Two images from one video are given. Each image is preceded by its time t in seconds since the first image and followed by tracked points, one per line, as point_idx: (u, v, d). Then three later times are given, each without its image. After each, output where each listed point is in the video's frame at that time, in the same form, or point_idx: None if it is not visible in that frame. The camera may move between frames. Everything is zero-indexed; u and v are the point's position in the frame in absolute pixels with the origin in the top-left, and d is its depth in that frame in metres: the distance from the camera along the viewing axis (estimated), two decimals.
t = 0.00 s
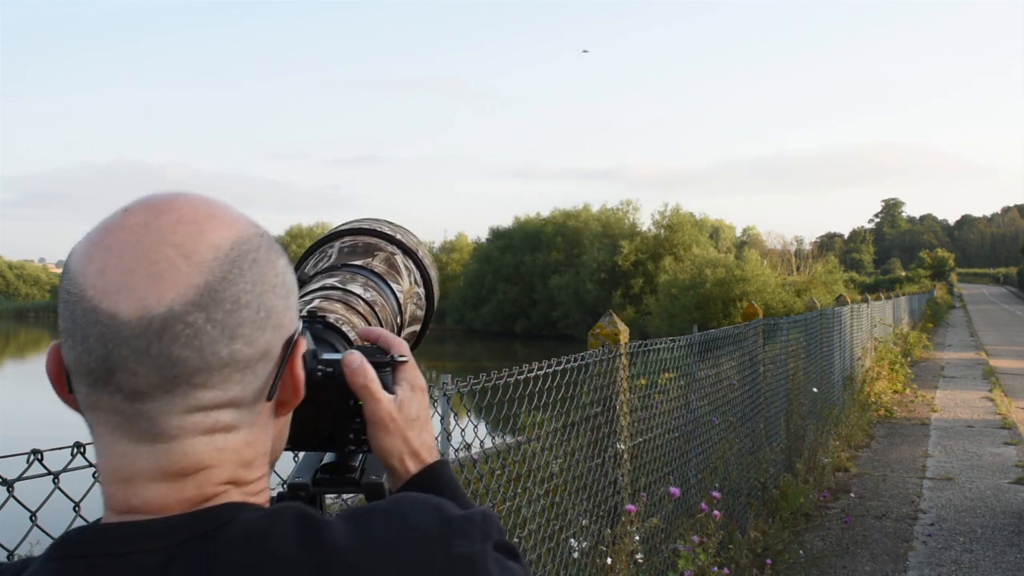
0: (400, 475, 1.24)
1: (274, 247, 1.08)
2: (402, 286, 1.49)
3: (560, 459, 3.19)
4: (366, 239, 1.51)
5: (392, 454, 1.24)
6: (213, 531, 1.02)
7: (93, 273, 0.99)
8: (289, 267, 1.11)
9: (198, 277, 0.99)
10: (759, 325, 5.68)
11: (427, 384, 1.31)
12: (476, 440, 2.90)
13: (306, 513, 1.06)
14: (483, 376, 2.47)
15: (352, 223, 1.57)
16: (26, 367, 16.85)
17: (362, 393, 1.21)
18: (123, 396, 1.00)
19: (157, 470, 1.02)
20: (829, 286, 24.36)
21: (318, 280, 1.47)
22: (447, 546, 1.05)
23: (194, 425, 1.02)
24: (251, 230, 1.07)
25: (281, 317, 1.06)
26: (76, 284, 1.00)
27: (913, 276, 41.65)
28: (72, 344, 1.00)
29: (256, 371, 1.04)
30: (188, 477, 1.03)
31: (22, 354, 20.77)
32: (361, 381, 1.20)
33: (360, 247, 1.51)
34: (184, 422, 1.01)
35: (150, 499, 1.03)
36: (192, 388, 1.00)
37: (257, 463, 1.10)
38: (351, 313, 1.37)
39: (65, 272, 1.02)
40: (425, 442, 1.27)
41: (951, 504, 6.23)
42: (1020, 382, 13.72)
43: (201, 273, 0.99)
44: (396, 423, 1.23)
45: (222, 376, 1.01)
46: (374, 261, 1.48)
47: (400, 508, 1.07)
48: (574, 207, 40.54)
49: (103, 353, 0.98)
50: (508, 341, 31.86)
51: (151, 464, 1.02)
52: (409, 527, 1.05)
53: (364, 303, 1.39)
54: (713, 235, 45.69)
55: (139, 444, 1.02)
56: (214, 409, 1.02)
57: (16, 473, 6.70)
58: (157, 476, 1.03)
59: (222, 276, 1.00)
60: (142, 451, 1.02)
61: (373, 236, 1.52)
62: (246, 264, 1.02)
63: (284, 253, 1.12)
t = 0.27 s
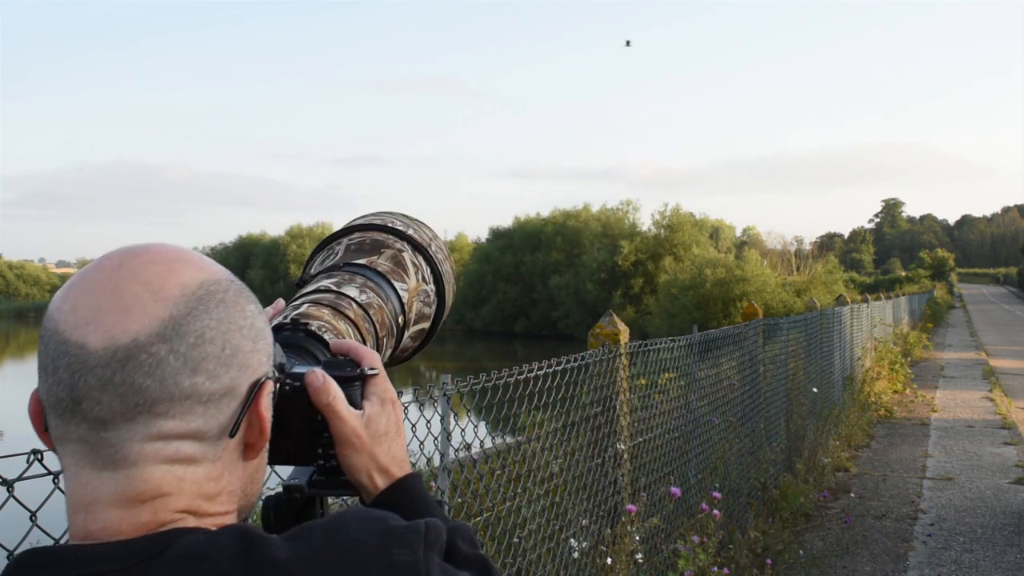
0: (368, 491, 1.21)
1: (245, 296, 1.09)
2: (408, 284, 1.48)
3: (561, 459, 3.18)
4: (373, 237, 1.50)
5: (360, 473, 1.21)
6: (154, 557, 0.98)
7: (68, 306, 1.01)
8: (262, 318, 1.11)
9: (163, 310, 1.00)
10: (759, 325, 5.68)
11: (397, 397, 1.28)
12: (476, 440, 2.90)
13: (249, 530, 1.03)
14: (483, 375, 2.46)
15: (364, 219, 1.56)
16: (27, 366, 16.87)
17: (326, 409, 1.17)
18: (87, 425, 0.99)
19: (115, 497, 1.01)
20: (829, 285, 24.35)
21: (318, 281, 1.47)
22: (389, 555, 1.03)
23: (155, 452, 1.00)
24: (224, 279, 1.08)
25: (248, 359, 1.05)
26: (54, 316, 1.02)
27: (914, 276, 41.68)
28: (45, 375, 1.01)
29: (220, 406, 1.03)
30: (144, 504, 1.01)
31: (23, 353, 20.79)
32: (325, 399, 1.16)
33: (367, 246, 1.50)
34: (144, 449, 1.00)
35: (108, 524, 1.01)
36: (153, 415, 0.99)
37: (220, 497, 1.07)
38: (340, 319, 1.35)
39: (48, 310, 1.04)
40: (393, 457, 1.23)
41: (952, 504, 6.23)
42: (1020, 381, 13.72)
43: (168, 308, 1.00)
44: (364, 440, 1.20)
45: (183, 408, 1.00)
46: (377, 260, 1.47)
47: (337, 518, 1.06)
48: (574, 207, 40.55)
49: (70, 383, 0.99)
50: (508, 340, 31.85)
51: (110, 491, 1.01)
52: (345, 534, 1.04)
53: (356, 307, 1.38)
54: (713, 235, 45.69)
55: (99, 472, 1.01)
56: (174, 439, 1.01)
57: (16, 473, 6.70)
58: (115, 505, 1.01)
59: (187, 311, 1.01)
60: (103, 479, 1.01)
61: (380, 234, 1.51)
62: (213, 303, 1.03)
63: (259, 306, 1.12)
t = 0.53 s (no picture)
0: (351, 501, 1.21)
1: (228, 304, 1.08)
2: (409, 283, 1.47)
3: (561, 459, 3.18)
4: (375, 235, 1.50)
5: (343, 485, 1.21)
6: (139, 565, 0.98)
7: (47, 319, 1.01)
8: (246, 326, 1.10)
9: (142, 320, 0.99)
10: (759, 325, 5.68)
11: (384, 408, 1.27)
12: (476, 440, 2.89)
13: (232, 539, 1.02)
14: (483, 375, 2.46)
15: (369, 215, 1.55)
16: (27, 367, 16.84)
17: (311, 421, 1.17)
18: (70, 437, 0.99)
19: (99, 508, 1.01)
20: (829, 286, 24.34)
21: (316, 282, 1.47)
22: (371, 560, 1.03)
23: (137, 464, 1.00)
24: (206, 287, 1.07)
25: (230, 367, 1.05)
26: (34, 330, 1.02)
27: (914, 276, 41.69)
28: (27, 388, 1.01)
29: (202, 416, 1.03)
30: (127, 514, 1.01)
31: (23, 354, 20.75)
32: (310, 412, 1.16)
33: (368, 243, 1.49)
34: (127, 460, 1.00)
35: (93, 535, 1.01)
36: (135, 427, 0.99)
37: (206, 505, 1.07)
38: (332, 324, 1.35)
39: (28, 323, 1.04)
40: (378, 469, 1.24)
41: (952, 504, 6.23)
42: (1020, 382, 13.71)
43: (148, 319, 1.00)
44: (349, 453, 1.19)
45: (165, 419, 1.00)
46: (377, 259, 1.46)
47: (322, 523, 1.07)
48: (574, 207, 40.55)
49: (52, 396, 0.98)
50: (507, 340, 31.85)
51: (93, 502, 1.01)
52: (325, 537, 1.04)
53: (352, 310, 1.38)
54: (713, 235, 45.68)
55: (82, 484, 1.01)
56: (157, 450, 1.01)
57: (16, 473, 6.70)
58: (99, 515, 1.01)
59: (167, 321, 1.00)
60: (87, 490, 1.01)
61: (383, 232, 1.50)
62: (194, 313, 1.02)
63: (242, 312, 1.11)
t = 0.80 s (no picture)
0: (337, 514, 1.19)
1: (208, 318, 1.08)
2: (410, 281, 1.47)
3: (560, 459, 3.17)
4: (373, 233, 1.49)
5: (327, 499, 1.18)
6: None
7: (29, 337, 1.00)
8: (227, 339, 1.10)
9: (124, 337, 0.99)
10: (759, 325, 5.68)
11: (369, 418, 1.23)
12: (476, 440, 2.89)
13: (218, 552, 1.01)
14: (482, 376, 2.46)
15: (371, 210, 1.55)
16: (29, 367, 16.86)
17: (293, 436, 1.13)
18: (54, 455, 0.99)
19: (86, 525, 1.00)
20: (829, 286, 24.36)
21: (315, 281, 1.45)
22: (360, 567, 1.03)
23: (121, 479, 1.00)
24: (186, 301, 1.07)
25: (211, 382, 1.05)
26: (15, 349, 1.01)
27: (914, 276, 41.71)
28: (9, 407, 1.00)
29: (186, 431, 1.03)
30: (113, 531, 1.01)
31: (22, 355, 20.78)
32: (291, 428, 1.12)
33: (368, 241, 1.48)
34: (112, 476, 1.00)
35: (78, 552, 1.01)
36: (120, 442, 0.99)
37: (190, 521, 1.08)
38: (324, 330, 1.32)
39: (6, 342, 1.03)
40: (363, 481, 1.21)
41: (952, 504, 6.23)
42: (1019, 382, 13.71)
43: (129, 335, 0.99)
44: (331, 467, 1.17)
45: (149, 434, 1.00)
46: (378, 256, 1.46)
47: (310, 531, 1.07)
48: (574, 208, 40.57)
49: (36, 414, 0.98)
50: (507, 340, 31.86)
51: (79, 519, 1.00)
52: (312, 548, 1.04)
53: (349, 312, 1.36)
54: (713, 235, 45.70)
55: (67, 501, 1.00)
56: (143, 465, 1.01)
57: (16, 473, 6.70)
58: (85, 532, 1.01)
59: (149, 336, 1.00)
60: (72, 508, 1.00)
61: (384, 228, 1.50)
62: (175, 328, 1.02)
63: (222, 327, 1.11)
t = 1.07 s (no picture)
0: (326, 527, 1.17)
1: (187, 332, 1.05)
2: (410, 280, 1.46)
3: (560, 459, 3.17)
4: (373, 232, 1.48)
5: (315, 512, 1.15)
6: None
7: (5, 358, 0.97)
8: (207, 353, 1.08)
9: (99, 357, 0.96)
10: (759, 325, 5.68)
11: (360, 431, 1.21)
12: (476, 440, 2.89)
13: (201, 566, 1.02)
14: (483, 375, 2.46)
15: (372, 206, 1.55)
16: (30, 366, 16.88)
17: (282, 448, 1.12)
18: (34, 477, 0.97)
19: (69, 545, 0.99)
20: (829, 286, 24.35)
21: (312, 282, 1.45)
22: None
23: (102, 499, 0.98)
24: (163, 317, 1.04)
25: (191, 397, 1.02)
26: None
27: (914, 276, 41.70)
28: None
29: (166, 447, 1.00)
30: (97, 549, 0.99)
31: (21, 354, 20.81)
32: (279, 438, 1.11)
33: (367, 240, 1.47)
34: (93, 496, 0.98)
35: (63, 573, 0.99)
36: (100, 462, 0.97)
37: (177, 536, 1.05)
38: (319, 336, 1.31)
39: None
40: (353, 494, 1.18)
41: (951, 504, 6.23)
42: (1020, 382, 13.70)
43: (105, 353, 0.97)
44: (319, 479, 1.14)
45: (128, 453, 0.98)
46: (376, 257, 1.45)
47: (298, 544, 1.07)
48: (574, 208, 40.60)
49: (14, 437, 0.95)
50: (508, 340, 31.86)
51: (63, 539, 0.99)
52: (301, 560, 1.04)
53: (346, 315, 1.35)
54: (713, 235, 45.71)
55: (50, 521, 0.99)
56: (125, 483, 0.99)
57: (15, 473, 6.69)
58: (69, 552, 0.99)
59: (124, 355, 0.97)
60: (55, 529, 0.99)
61: (385, 226, 1.49)
62: (152, 344, 1.00)
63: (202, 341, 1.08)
